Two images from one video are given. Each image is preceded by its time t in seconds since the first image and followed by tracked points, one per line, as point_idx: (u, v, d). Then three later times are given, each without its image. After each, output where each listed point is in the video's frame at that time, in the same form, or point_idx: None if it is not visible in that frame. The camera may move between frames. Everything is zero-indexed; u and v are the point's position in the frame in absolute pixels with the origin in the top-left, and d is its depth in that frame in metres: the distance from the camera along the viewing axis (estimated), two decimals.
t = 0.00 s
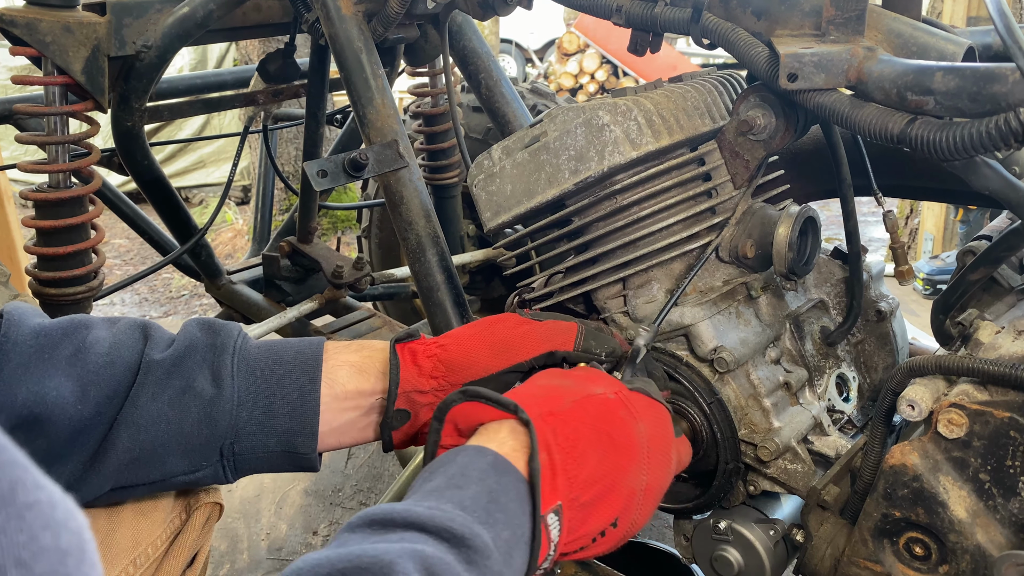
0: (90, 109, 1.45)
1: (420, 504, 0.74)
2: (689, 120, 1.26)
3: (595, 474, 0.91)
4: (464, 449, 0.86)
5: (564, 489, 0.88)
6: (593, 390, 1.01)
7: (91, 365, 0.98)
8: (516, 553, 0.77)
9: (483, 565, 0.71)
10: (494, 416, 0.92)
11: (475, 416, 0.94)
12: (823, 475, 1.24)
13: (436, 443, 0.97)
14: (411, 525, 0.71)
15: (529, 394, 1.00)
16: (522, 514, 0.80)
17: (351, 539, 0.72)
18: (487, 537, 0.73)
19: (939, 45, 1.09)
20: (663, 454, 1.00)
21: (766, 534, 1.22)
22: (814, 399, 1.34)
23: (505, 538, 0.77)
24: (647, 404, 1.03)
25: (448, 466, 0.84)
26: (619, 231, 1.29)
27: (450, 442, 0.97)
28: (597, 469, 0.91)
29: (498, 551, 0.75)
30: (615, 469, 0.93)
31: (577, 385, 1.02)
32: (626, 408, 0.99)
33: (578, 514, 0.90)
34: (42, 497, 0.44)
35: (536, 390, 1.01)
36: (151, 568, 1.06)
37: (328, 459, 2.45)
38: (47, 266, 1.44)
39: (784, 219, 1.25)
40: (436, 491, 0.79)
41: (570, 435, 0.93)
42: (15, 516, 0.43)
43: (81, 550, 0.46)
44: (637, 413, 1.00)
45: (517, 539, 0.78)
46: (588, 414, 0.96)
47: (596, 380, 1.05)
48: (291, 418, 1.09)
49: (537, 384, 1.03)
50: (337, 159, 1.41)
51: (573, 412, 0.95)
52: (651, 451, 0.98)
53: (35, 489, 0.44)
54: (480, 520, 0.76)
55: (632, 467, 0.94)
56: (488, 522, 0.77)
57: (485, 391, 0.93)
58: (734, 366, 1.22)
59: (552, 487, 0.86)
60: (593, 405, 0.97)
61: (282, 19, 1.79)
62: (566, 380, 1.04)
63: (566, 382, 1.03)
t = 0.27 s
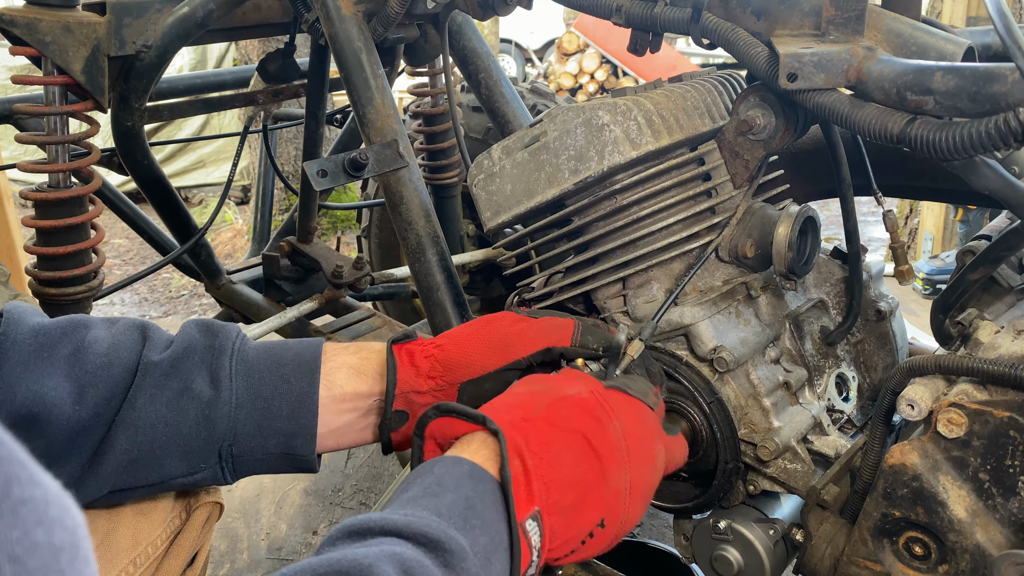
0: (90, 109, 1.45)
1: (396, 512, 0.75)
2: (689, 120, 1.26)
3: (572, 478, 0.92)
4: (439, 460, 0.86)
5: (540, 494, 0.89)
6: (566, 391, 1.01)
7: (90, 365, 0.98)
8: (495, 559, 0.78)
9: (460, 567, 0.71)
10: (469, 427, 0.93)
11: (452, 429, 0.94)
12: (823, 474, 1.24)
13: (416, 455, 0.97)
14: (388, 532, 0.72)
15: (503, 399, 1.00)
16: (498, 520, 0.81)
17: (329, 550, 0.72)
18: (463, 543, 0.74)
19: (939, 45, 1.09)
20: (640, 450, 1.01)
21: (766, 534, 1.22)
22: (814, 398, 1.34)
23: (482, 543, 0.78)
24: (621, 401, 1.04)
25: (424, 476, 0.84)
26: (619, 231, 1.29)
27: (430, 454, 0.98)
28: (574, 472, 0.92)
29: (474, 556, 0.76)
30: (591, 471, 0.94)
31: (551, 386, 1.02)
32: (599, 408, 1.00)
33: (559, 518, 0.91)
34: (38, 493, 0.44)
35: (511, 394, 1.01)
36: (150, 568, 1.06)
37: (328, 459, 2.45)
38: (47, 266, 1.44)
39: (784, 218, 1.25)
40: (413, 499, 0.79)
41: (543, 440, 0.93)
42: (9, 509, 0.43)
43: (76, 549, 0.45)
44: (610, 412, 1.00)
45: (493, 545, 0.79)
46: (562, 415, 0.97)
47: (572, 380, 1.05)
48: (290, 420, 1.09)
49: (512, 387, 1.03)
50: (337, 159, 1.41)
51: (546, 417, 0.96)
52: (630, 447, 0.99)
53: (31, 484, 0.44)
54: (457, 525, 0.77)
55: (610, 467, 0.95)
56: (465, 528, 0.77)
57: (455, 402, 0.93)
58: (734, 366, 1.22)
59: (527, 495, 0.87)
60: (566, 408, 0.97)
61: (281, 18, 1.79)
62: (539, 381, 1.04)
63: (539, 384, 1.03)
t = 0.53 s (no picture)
0: (90, 108, 1.45)
1: (447, 504, 0.74)
2: (689, 120, 1.26)
3: (618, 477, 0.91)
4: (491, 448, 0.85)
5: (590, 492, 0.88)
6: (614, 391, 1.00)
7: (94, 366, 0.98)
8: (544, 556, 0.77)
9: (511, 567, 0.71)
10: (522, 416, 0.92)
11: (501, 416, 0.93)
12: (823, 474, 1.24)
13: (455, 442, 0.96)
14: (438, 526, 0.71)
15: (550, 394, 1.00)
16: (550, 515, 0.80)
17: (377, 539, 0.72)
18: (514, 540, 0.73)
19: (939, 45, 1.09)
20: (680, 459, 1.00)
21: (766, 534, 1.22)
22: (814, 398, 1.34)
23: (534, 540, 0.77)
24: (663, 407, 1.03)
25: (475, 466, 0.83)
26: (619, 231, 1.29)
27: (469, 440, 0.96)
28: (622, 473, 0.92)
29: (525, 554, 0.75)
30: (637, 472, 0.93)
31: (599, 386, 1.02)
32: (647, 410, 1.00)
33: (601, 517, 0.90)
34: (25, 495, 0.46)
35: (557, 391, 1.00)
36: (151, 568, 1.05)
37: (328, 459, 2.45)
38: (47, 265, 1.44)
39: (784, 218, 1.25)
40: (463, 491, 0.78)
41: (595, 437, 0.92)
42: None
43: (69, 550, 0.47)
44: (656, 416, 1.00)
45: (545, 542, 0.78)
46: (612, 416, 0.96)
47: (616, 381, 1.05)
48: (292, 423, 1.09)
49: (557, 385, 1.03)
50: (337, 158, 1.41)
51: (597, 415, 0.95)
52: (670, 453, 0.99)
53: (16, 486, 0.46)
54: (508, 522, 0.76)
55: (654, 469, 0.94)
56: (516, 525, 0.77)
57: (514, 390, 0.92)
58: (734, 366, 1.22)
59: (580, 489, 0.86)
60: (616, 407, 0.97)
61: (281, 18, 1.79)
62: (584, 380, 1.04)
63: (585, 382, 1.03)
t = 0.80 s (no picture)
0: (90, 108, 1.45)
1: (415, 508, 0.74)
2: (689, 120, 1.26)
3: (584, 480, 0.92)
4: (454, 456, 0.86)
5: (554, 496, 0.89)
6: (580, 390, 1.00)
7: (92, 365, 0.98)
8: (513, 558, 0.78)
9: (479, 565, 0.71)
10: (482, 426, 0.92)
11: (466, 425, 0.93)
12: (823, 474, 1.24)
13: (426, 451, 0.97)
14: (407, 528, 0.71)
15: (517, 399, 1.00)
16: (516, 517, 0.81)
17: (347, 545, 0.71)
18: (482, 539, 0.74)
19: (939, 45, 1.09)
20: (656, 453, 1.00)
21: (766, 534, 1.22)
22: (814, 398, 1.34)
23: (500, 541, 0.78)
24: (635, 400, 1.03)
25: (440, 472, 0.84)
26: (619, 231, 1.30)
27: (441, 450, 0.98)
28: (588, 474, 0.92)
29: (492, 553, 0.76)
30: (605, 472, 0.93)
31: (565, 386, 1.02)
32: (616, 408, 0.99)
33: (570, 518, 0.91)
34: (34, 472, 0.44)
35: (524, 394, 1.01)
36: (151, 568, 1.06)
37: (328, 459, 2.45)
38: (47, 265, 1.44)
39: (784, 218, 1.25)
40: (430, 496, 0.79)
41: (559, 441, 0.93)
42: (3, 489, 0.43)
43: (75, 530, 0.46)
44: (626, 412, 0.99)
45: (512, 542, 0.79)
46: (577, 417, 0.96)
47: (587, 379, 1.04)
48: (292, 422, 1.09)
49: (526, 388, 1.03)
50: (337, 158, 1.41)
51: (562, 418, 0.95)
52: (646, 448, 0.98)
53: (27, 463, 0.44)
54: (475, 523, 0.77)
55: (625, 467, 0.94)
56: (483, 526, 0.77)
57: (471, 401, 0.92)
58: (734, 365, 1.22)
59: (543, 495, 0.87)
60: (581, 407, 0.97)
61: (281, 18, 1.79)
62: (551, 381, 1.04)
63: (553, 383, 1.03)
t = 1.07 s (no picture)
0: (90, 108, 1.45)
1: (426, 530, 0.75)
2: (689, 120, 1.27)
3: (597, 517, 0.91)
4: (471, 476, 0.86)
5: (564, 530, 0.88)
6: (608, 424, 0.98)
7: (94, 365, 0.98)
8: None
9: None
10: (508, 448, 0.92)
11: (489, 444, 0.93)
12: (823, 474, 1.24)
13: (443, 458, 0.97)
14: (417, 551, 0.72)
15: (543, 422, 0.99)
16: (528, 543, 0.82)
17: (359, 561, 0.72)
18: (491, 565, 0.74)
19: (939, 45, 1.10)
20: (667, 495, 1.00)
21: (766, 534, 1.22)
22: (814, 398, 1.34)
23: (510, 567, 0.78)
24: (658, 444, 1.02)
25: (454, 492, 0.84)
26: (619, 231, 1.30)
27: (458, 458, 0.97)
28: (602, 511, 0.92)
29: None
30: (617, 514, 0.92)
31: (593, 416, 1.00)
32: (637, 447, 0.98)
33: (575, 552, 0.90)
34: (24, 503, 0.49)
35: (549, 419, 0.99)
36: (151, 568, 1.06)
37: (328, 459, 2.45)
38: (47, 265, 1.44)
39: (784, 218, 1.25)
40: (444, 517, 0.80)
41: (578, 475, 0.92)
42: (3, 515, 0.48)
43: (65, 560, 0.50)
44: (647, 454, 0.98)
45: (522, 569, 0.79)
46: (601, 452, 0.95)
47: (614, 409, 1.03)
48: (293, 422, 1.09)
49: (552, 410, 1.01)
50: (337, 158, 1.41)
51: (585, 452, 0.94)
52: (659, 491, 0.98)
53: (20, 494, 0.49)
54: (486, 547, 0.78)
55: (636, 511, 0.94)
56: (494, 550, 0.78)
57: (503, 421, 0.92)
58: (734, 365, 1.22)
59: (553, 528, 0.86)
60: (605, 443, 0.96)
61: (281, 18, 1.79)
62: (577, 407, 1.02)
63: (578, 410, 1.01)
